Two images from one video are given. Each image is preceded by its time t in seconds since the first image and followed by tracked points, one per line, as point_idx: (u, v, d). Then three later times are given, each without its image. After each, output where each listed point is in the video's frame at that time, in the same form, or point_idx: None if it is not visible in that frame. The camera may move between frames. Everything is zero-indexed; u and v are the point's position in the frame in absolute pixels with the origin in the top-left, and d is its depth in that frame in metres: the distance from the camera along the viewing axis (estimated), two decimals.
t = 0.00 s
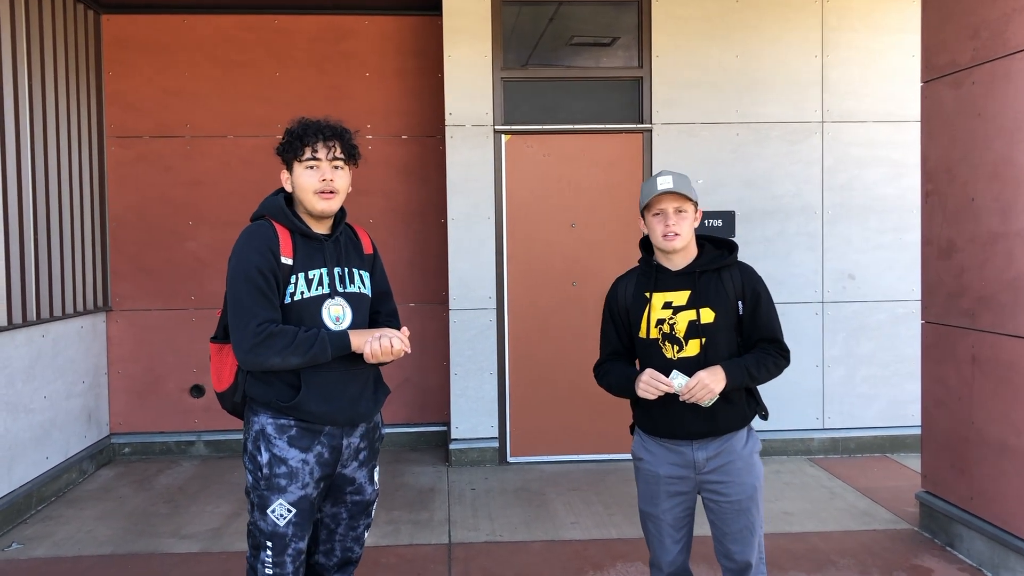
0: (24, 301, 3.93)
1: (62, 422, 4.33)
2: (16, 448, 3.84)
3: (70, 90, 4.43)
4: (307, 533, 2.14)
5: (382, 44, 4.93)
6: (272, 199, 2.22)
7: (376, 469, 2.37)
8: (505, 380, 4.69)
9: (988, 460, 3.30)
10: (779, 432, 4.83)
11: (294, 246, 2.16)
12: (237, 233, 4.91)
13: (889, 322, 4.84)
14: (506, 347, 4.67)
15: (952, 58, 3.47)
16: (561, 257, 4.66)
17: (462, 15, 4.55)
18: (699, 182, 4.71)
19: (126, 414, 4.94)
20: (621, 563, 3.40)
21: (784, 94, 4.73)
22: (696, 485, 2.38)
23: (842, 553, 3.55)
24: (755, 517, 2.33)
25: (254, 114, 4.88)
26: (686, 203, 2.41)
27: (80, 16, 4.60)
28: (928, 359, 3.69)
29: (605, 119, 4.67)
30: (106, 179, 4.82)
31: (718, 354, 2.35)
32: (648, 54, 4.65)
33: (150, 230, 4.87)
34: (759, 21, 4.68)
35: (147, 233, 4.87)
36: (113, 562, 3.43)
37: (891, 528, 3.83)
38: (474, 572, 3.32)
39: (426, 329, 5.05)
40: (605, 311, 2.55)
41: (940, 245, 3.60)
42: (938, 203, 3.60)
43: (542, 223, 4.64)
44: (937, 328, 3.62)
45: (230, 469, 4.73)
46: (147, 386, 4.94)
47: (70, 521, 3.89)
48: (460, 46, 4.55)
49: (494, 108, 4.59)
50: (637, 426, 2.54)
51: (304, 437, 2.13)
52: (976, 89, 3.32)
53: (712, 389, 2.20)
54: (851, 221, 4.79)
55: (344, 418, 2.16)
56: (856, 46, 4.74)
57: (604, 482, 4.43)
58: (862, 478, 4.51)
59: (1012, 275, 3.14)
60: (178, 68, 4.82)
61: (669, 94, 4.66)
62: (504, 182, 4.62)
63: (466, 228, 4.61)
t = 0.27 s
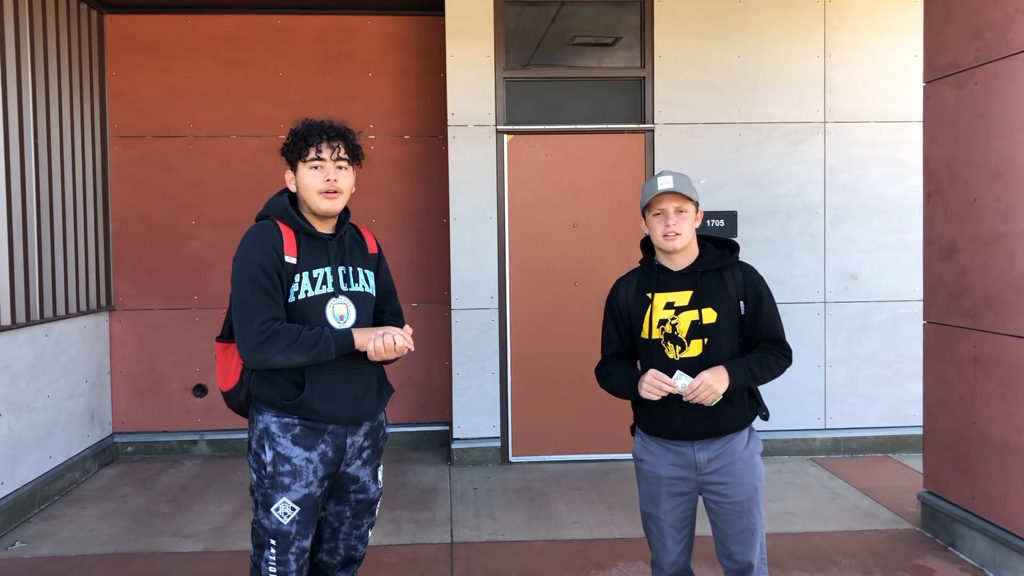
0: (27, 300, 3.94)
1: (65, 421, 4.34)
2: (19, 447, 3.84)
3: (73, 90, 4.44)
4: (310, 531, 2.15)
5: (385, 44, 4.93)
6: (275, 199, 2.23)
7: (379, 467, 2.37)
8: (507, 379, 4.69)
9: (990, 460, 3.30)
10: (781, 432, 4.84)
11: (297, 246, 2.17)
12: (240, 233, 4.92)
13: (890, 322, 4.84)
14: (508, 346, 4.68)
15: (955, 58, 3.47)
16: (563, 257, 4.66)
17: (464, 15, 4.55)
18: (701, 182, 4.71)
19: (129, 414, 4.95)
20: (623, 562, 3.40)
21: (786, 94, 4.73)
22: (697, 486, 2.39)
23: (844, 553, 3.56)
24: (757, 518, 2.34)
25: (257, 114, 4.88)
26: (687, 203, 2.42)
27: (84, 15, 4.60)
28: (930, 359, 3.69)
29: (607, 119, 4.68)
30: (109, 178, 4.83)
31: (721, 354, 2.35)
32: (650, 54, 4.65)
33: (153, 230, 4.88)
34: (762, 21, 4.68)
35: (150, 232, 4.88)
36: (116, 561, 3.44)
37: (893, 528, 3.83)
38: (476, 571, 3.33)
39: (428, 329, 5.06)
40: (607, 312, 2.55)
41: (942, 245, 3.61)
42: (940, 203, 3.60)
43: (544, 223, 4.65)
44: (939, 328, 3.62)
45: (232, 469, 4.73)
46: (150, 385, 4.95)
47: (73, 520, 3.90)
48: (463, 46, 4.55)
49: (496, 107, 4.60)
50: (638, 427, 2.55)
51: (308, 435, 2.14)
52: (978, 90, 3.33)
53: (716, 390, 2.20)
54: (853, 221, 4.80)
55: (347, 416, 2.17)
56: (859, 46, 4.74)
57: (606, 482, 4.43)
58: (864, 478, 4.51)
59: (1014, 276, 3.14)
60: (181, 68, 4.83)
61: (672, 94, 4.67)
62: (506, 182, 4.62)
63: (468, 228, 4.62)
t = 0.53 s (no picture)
0: (27, 300, 3.94)
1: (65, 420, 4.33)
2: (18, 447, 3.84)
3: (73, 89, 4.44)
4: (309, 532, 2.15)
5: (385, 43, 4.93)
6: (274, 198, 2.23)
7: (378, 467, 2.37)
8: (507, 379, 4.69)
9: (990, 460, 3.30)
10: (781, 432, 4.83)
11: (295, 245, 2.17)
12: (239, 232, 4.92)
13: (891, 322, 4.83)
14: (508, 346, 4.68)
15: (955, 58, 3.46)
16: (563, 257, 4.66)
17: (465, 14, 4.55)
18: (701, 182, 4.71)
19: (129, 413, 4.95)
20: (622, 562, 3.40)
21: (787, 94, 4.72)
22: (698, 487, 2.38)
23: (844, 553, 3.55)
24: (759, 520, 2.32)
25: (257, 113, 4.88)
26: (687, 202, 2.41)
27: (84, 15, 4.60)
28: (930, 359, 3.69)
29: (608, 119, 4.67)
30: (109, 177, 4.83)
31: (722, 353, 2.35)
32: (650, 53, 4.65)
33: (153, 229, 4.88)
34: (762, 21, 4.68)
35: (149, 232, 4.88)
36: (115, 560, 3.44)
37: (893, 529, 3.82)
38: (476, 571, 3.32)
39: (428, 329, 5.05)
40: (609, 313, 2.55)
41: (942, 245, 3.60)
42: (940, 203, 3.60)
43: (544, 222, 4.64)
44: (939, 328, 3.62)
45: (232, 468, 4.73)
46: (150, 385, 4.95)
47: (72, 520, 3.90)
48: (463, 46, 4.55)
49: (496, 107, 4.59)
50: (640, 428, 2.55)
51: (307, 435, 2.13)
52: (979, 89, 3.32)
53: (716, 389, 2.20)
54: (853, 221, 4.79)
55: (346, 416, 2.16)
56: (859, 46, 4.74)
57: (606, 482, 4.43)
58: (864, 478, 4.51)
59: (1014, 276, 3.13)
60: (181, 67, 4.83)
61: (672, 93, 4.66)
62: (507, 182, 4.62)
63: (468, 228, 4.61)
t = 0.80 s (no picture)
0: (27, 297, 3.94)
1: (65, 418, 4.33)
2: (18, 444, 3.84)
3: (73, 87, 4.44)
4: (309, 530, 2.14)
5: (385, 42, 4.93)
6: (274, 197, 2.23)
7: (377, 466, 2.37)
8: (507, 378, 4.69)
9: (990, 460, 3.30)
10: (781, 432, 4.83)
11: (295, 243, 2.17)
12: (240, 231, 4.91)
13: (891, 322, 4.83)
14: (508, 345, 4.67)
15: (957, 57, 3.46)
16: (563, 257, 4.66)
17: (466, 13, 4.55)
18: (702, 182, 4.71)
19: (129, 411, 4.95)
20: (622, 561, 3.40)
21: (787, 94, 4.72)
22: (699, 487, 2.38)
23: (844, 553, 3.55)
24: (759, 521, 2.32)
25: (257, 112, 4.88)
26: (688, 201, 2.41)
27: (85, 13, 4.60)
28: (930, 359, 3.69)
29: (608, 118, 4.67)
30: (109, 176, 4.83)
31: (723, 353, 2.34)
32: (651, 53, 4.65)
33: (153, 227, 4.87)
34: (764, 20, 4.68)
35: (149, 230, 4.87)
36: (115, 558, 3.44)
37: (893, 529, 3.82)
38: (475, 570, 3.32)
39: (428, 328, 5.05)
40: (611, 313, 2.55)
41: (943, 245, 3.60)
42: (941, 204, 3.60)
43: (544, 221, 4.64)
44: (939, 328, 3.62)
45: (232, 467, 4.73)
46: (150, 383, 4.95)
47: (72, 518, 3.90)
48: (464, 45, 4.55)
49: (497, 106, 4.59)
50: (641, 427, 2.55)
51: (307, 434, 2.13)
52: (980, 90, 3.32)
53: (717, 389, 2.19)
54: (854, 221, 4.79)
55: (346, 414, 2.16)
56: (860, 46, 4.74)
57: (606, 481, 4.43)
58: (864, 478, 4.50)
59: (1015, 276, 3.13)
60: (181, 66, 4.83)
61: (673, 93, 4.66)
62: (507, 181, 4.62)
63: (468, 227, 4.61)
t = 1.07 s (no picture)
0: (28, 295, 3.94)
1: (65, 416, 4.34)
2: (19, 442, 3.85)
3: (75, 86, 4.44)
4: (309, 529, 2.15)
5: (387, 42, 4.93)
6: (274, 196, 2.23)
7: (377, 465, 2.37)
8: (507, 378, 4.69)
9: (990, 462, 3.30)
10: (781, 432, 4.83)
11: (295, 242, 2.17)
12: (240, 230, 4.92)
13: (891, 323, 4.83)
14: (508, 345, 4.68)
15: (958, 59, 3.46)
16: (564, 257, 4.66)
17: (467, 13, 4.55)
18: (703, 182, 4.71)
19: (129, 410, 4.95)
20: (622, 561, 3.40)
21: (788, 94, 4.72)
22: (700, 488, 2.39)
23: (843, 554, 3.55)
24: (760, 522, 2.32)
25: (258, 111, 4.88)
26: (690, 202, 2.41)
27: (86, 11, 4.60)
28: (930, 361, 3.69)
29: (609, 118, 4.67)
30: (111, 174, 4.83)
31: (723, 353, 2.34)
32: (652, 53, 4.65)
33: (154, 226, 4.88)
34: (765, 21, 4.68)
35: (150, 229, 4.88)
36: (115, 557, 3.44)
37: (893, 529, 3.82)
38: (475, 569, 3.33)
39: (429, 327, 5.05)
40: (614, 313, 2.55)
41: (943, 246, 3.60)
42: (942, 205, 3.60)
43: (545, 221, 4.64)
44: (940, 329, 3.62)
45: (232, 466, 4.74)
46: (150, 381, 4.95)
47: (72, 516, 3.90)
48: (465, 45, 4.55)
49: (498, 106, 4.59)
50: (642, 428, 2.55)
51: (307, 433, 2.14)
52: (981, 91, 3.32)
53: (717, 390, 2.19)
54: (854, 222, 4.79)
55: (346, 413, 2.17)
56: (861, 47, 4.74)
57: (606, 481, 4.43)
58: (863, 479, 4.51)
59: (1015, 277, 3.13)
60: (182, 65, 4.83)
61: (674, 93, 4.66)
62: (508, 180, 4.62)
63: (469, 226, 4.62)
